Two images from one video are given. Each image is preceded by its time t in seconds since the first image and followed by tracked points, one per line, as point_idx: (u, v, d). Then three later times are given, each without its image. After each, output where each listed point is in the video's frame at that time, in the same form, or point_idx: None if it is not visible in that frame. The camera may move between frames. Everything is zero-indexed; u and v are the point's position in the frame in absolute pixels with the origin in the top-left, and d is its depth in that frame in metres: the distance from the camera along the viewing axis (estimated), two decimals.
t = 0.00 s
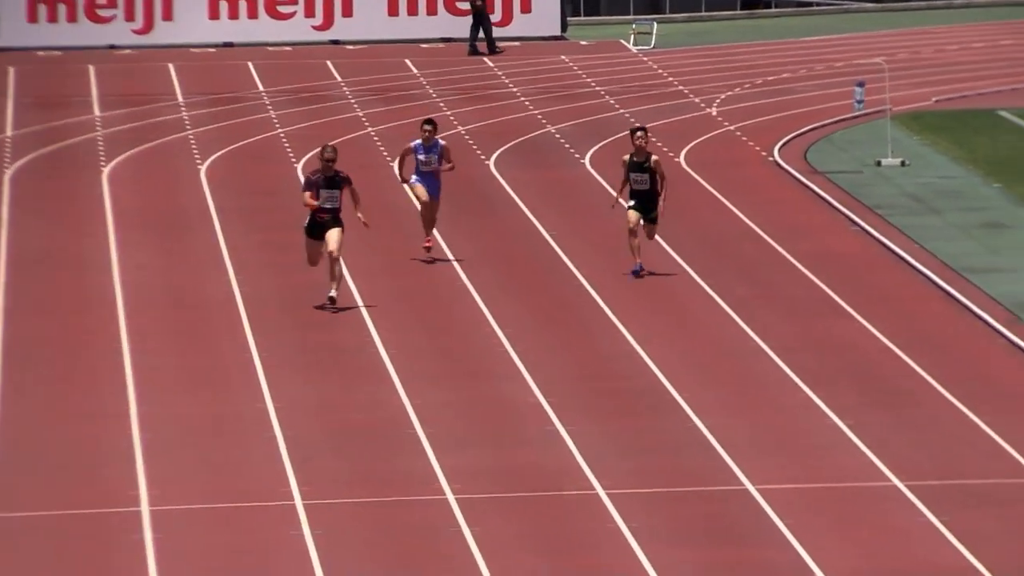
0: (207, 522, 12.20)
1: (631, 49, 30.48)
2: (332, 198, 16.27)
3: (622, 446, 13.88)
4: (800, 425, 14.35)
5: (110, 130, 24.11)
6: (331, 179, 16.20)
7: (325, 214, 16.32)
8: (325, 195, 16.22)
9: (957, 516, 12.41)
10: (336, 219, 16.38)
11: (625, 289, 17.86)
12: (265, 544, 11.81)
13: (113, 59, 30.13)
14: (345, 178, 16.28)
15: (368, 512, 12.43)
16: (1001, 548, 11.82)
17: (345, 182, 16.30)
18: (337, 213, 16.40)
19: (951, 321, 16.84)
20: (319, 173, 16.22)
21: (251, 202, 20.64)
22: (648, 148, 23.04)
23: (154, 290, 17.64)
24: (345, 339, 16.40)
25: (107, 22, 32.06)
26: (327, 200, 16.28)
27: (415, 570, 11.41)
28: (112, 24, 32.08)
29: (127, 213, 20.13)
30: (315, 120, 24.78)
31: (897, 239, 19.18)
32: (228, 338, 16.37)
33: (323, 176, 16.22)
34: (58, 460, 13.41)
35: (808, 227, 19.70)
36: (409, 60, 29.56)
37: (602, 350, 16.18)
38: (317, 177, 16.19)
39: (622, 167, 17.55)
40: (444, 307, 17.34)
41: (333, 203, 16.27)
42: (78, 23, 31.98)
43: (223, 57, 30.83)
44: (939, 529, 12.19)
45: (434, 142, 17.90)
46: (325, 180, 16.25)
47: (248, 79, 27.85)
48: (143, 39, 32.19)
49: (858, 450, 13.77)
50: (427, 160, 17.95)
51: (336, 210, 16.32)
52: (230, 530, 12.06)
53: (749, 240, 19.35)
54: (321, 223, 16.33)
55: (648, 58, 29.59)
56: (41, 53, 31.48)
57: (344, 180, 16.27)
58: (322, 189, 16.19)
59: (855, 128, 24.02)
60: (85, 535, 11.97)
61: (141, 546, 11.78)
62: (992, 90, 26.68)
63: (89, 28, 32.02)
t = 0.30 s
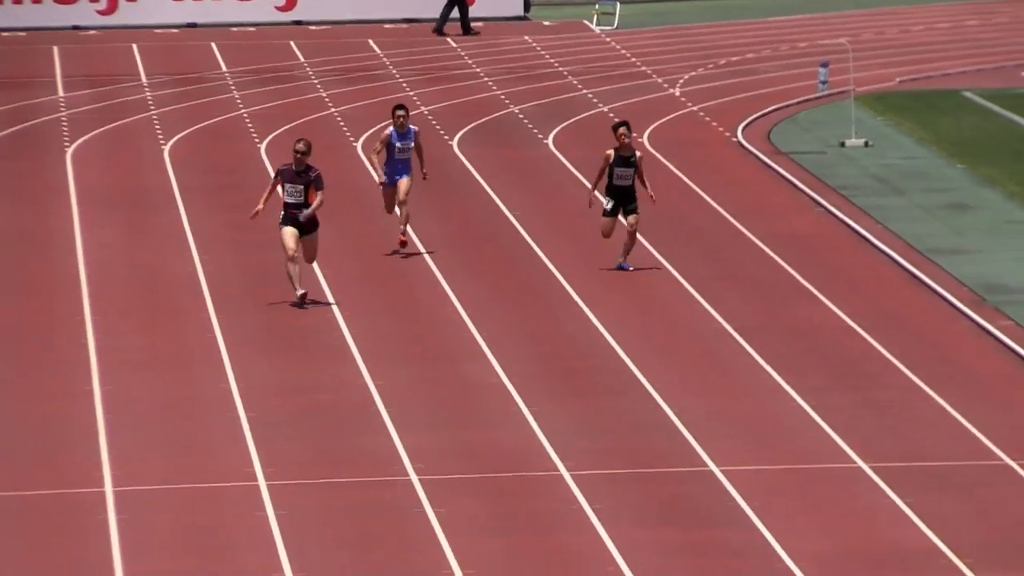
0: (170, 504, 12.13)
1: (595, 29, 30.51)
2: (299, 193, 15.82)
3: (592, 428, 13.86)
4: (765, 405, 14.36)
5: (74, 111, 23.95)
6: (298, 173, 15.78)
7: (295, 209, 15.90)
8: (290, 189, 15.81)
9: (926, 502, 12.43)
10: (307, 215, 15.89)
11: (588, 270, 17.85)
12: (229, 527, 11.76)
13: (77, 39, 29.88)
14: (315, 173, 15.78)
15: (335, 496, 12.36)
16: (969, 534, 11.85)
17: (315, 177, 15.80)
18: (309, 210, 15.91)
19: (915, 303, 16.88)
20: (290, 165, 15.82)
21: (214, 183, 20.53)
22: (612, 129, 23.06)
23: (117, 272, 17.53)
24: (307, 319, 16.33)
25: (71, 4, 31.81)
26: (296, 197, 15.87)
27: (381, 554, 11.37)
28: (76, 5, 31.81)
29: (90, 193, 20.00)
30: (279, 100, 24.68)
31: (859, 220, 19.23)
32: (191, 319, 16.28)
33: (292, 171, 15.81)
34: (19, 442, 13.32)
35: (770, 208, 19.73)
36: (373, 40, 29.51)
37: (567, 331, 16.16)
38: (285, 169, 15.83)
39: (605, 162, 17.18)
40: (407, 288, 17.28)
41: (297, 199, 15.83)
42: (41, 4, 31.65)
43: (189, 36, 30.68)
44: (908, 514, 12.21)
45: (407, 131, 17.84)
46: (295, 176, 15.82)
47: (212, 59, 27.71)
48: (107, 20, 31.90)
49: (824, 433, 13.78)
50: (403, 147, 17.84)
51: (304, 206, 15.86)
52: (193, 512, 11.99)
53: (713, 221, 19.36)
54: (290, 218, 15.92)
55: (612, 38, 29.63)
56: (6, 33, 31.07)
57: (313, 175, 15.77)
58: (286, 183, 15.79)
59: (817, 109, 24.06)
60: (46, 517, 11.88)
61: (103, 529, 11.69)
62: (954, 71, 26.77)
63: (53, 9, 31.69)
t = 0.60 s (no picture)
0: (129, 486, 11.99)
1: (556, 22, 30.56)
2: (277, 199, 15.34)
3: (546, 404, 13.77)
4: (725, 384, 14.33)
5: (37, 103, 23.75)
6: (277, 178, 15.30)
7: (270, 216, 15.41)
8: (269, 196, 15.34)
9: (865, 467, 12.38)
10: (283, 223, 15.42)
11: (557, 261, 17.76)
12: (180, 506, 11.61)
13: (40, 33, 29.76)
14: (294, 179, 15.33)
15: (283, 472, 12.23)
16: (908, 497, 11.80)
17: (294, 184, 15.34)
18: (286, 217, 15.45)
19: (880, 294, 16.90)
20: (268, 171, 15.33)
21: (180, 176, 20.37)
22: (577, 121, 23.06)
23: (84, 265, 17.34)
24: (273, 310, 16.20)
25: None
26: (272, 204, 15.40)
27: (322, 527, 11.22)
28: None
29: (55, 187, 19.80)
30: (242, 93, 24.55)
31: (825, 212, 19.26)
32: (157, 313, 16.08)
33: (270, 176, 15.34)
34: None
35: (735, 200, 19.76)
36: (336, 34, 29.46)
37: (533, 316, 16.08)
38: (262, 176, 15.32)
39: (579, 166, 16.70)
40: (373, 280, 17.13)
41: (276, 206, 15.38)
42: None
43: (152, 29, 30.57)
44: (845, 479, 12.15)
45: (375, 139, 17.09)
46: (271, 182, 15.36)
47: (174, 52, 27.55)
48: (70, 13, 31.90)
49: (772, 407, 13.74)
50: (371, 156, 17.21)
51: (281, 213, 15.38)
52: (150, 494, 11.86)
53: (679, 214, 19.34)
54: (264, 226, 15.41)
55: (574, 31, 29.69)
56: None
57: (292, 181, 15.32)
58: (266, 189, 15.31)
59: (783, 102, 24.18)
60: (4, 500, 11.73)
61: (60, 510, 11.55)
62: (918, 64, 26.89)
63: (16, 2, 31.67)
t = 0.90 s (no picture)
0: (100, 481, 11.96)
1: (527, 18, 30.58)
2: (253, 215, 14.83)
3: (517, 400, 13.77)
4: (697, 380, 14.35)
5: (8, 99, 23.66)
6: (251, 194, 14.79)
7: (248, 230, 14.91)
8: (243, 211, 14.81)
9: (837, 464, 12.40)
10: (262, 237, 14.95)
11: (527, 256, 17.77)
12: (151, 503, 11.58)
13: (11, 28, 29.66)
14: (268, 193, 14.84)
15: (255, 468, 12.20)
16: (880, 494, 11.82)
17: (268, 197, 14.85)
18: (263, 231, 14.97)
19: (851, 290, 16.94)
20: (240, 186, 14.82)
21: (150, 172, 20.33)
22: (547, 117, 23.08)
23: (54, 261, 17.28)
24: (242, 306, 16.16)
25: None
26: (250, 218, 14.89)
27: (293, 523, 11.20)
28: None
29: (25, 183, 19.74)
30: (213, 89, 24.51)
31: (796, 208, 19.31)
32: (128, 308, 16.04)
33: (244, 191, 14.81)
34: None
35: (707, 196, 19.79)
36: (308, 30, 29.44)
37: (504, 312, 16.07)
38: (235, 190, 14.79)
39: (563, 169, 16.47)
40: (343, 275, 17.12)
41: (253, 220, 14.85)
42: None
43: (124, 25, 30.47)
44: (816, 475, 12.19)
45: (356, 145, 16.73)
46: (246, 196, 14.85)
47: (146, 48, 27.50)
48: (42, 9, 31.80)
49: (743, 403, 13.76)
50: (353, 164, 16.84)
51: (259, 228, 14.90)
52: (120, 489, 11.82)
53: (650, 210, 19.36)
54: (244, 242, 14.94)
55: (545, 27, 29.72)
56: None
57: (266, 196, 14.83)
58: (240, 205, 14.79)
59: (754, 97, 24.23)
60: None
61: (30, 506, 11.51)
62: (889, 60, 26.95)
63: None
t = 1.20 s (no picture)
0: (76, 478, 11.93)
1: (503, 14, 30.57)
2: (239, 226, 14.40)
3: (493, 397, 13.77)
4: (673, 376, 14.36)
5: None
6: (239, 204, 14.34)
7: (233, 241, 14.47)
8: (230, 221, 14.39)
9: (813, 460, 12.42)
10: (246, 249, 14.50)
11: (503, 252, 17.77)
12: (127, 500, 11.55)
13: None
14: (258, 204, 14.40)
15: (231, 465, 12.18)
16: (857, 491, 11.84)
17: (257, 209, 14.40)
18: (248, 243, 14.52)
19: (826, 286, 16.97)
20: (228, 196, 14.37)
21: (126, 169, 20.28)
22: (523, 114, 23.08)
23: (30, 258, 17.24)
24: (217, 303, 16.10)
25: None
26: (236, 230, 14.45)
27: (270, 520, 11.18)
28: None
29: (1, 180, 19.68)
30: (189, 85, 24.47)
31: (772, 205, 19.33)
32: (105, 305, 16.01)
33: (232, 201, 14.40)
34: None
35: (683, 192, 19.81)
36: (283, 26, 29.40)
37: (478, 308, 16.07)
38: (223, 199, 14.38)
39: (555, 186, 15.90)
40: (319, 272, 17.10)
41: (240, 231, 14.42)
42: None
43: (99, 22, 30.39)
44: (792, 471, 12.21)
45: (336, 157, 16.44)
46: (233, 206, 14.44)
47: (122, 45, 27.43)
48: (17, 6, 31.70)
49: (720, 400, 13.78)
50: (333, 174, 16.52)
51: (244, 239, 14.46)
52: (96, 486, 11.79)
53: (627, 206, 19.37)
54: (228, 252, 14.48)
55: (521, 23, 29.72)
56: None
57: (256, 207, 14.39)
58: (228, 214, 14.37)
59: (730, 93, 24.27)
60: None
61: (6, 502, 11.47)
62: (865, 56, 27.01)
63: None
